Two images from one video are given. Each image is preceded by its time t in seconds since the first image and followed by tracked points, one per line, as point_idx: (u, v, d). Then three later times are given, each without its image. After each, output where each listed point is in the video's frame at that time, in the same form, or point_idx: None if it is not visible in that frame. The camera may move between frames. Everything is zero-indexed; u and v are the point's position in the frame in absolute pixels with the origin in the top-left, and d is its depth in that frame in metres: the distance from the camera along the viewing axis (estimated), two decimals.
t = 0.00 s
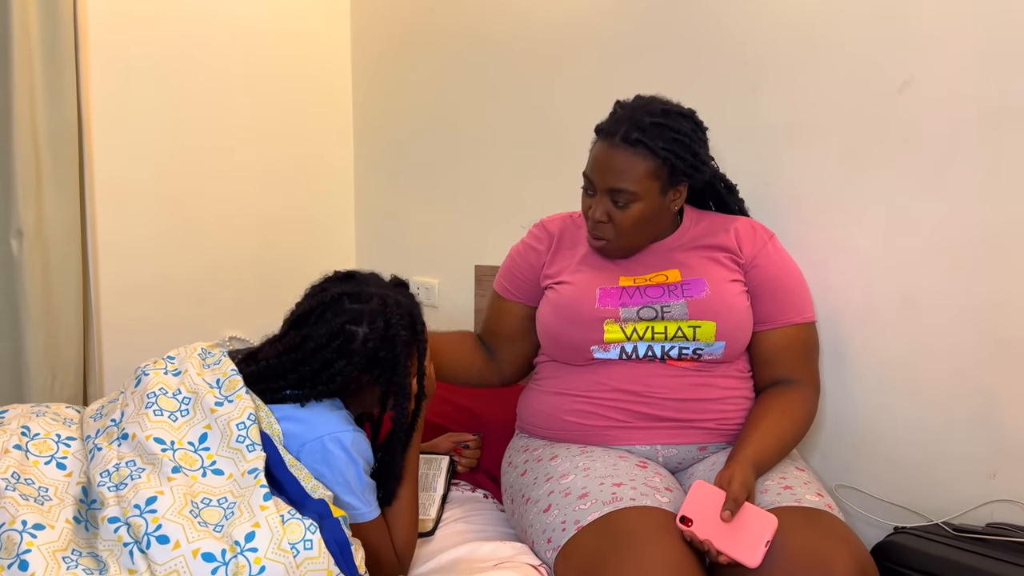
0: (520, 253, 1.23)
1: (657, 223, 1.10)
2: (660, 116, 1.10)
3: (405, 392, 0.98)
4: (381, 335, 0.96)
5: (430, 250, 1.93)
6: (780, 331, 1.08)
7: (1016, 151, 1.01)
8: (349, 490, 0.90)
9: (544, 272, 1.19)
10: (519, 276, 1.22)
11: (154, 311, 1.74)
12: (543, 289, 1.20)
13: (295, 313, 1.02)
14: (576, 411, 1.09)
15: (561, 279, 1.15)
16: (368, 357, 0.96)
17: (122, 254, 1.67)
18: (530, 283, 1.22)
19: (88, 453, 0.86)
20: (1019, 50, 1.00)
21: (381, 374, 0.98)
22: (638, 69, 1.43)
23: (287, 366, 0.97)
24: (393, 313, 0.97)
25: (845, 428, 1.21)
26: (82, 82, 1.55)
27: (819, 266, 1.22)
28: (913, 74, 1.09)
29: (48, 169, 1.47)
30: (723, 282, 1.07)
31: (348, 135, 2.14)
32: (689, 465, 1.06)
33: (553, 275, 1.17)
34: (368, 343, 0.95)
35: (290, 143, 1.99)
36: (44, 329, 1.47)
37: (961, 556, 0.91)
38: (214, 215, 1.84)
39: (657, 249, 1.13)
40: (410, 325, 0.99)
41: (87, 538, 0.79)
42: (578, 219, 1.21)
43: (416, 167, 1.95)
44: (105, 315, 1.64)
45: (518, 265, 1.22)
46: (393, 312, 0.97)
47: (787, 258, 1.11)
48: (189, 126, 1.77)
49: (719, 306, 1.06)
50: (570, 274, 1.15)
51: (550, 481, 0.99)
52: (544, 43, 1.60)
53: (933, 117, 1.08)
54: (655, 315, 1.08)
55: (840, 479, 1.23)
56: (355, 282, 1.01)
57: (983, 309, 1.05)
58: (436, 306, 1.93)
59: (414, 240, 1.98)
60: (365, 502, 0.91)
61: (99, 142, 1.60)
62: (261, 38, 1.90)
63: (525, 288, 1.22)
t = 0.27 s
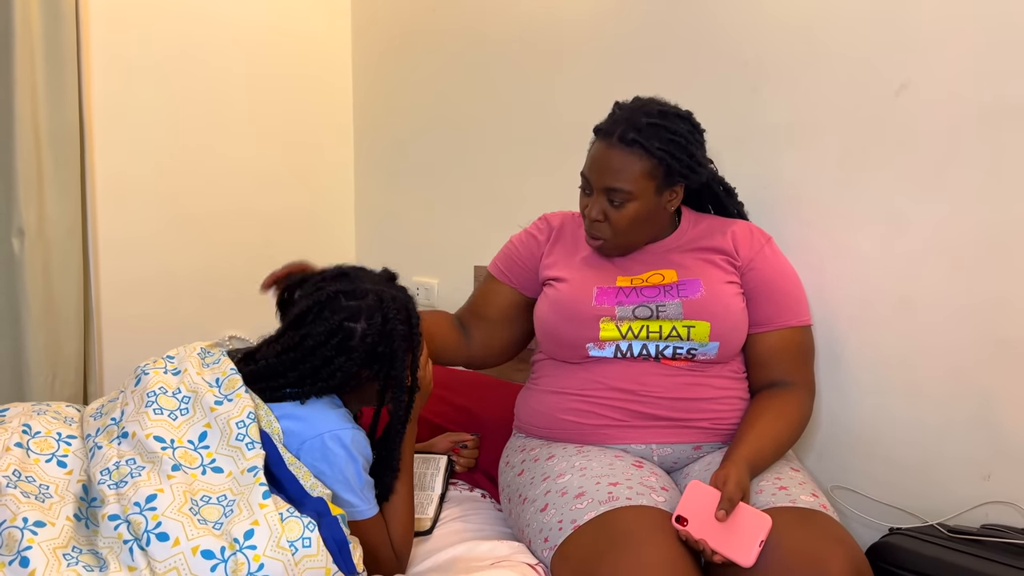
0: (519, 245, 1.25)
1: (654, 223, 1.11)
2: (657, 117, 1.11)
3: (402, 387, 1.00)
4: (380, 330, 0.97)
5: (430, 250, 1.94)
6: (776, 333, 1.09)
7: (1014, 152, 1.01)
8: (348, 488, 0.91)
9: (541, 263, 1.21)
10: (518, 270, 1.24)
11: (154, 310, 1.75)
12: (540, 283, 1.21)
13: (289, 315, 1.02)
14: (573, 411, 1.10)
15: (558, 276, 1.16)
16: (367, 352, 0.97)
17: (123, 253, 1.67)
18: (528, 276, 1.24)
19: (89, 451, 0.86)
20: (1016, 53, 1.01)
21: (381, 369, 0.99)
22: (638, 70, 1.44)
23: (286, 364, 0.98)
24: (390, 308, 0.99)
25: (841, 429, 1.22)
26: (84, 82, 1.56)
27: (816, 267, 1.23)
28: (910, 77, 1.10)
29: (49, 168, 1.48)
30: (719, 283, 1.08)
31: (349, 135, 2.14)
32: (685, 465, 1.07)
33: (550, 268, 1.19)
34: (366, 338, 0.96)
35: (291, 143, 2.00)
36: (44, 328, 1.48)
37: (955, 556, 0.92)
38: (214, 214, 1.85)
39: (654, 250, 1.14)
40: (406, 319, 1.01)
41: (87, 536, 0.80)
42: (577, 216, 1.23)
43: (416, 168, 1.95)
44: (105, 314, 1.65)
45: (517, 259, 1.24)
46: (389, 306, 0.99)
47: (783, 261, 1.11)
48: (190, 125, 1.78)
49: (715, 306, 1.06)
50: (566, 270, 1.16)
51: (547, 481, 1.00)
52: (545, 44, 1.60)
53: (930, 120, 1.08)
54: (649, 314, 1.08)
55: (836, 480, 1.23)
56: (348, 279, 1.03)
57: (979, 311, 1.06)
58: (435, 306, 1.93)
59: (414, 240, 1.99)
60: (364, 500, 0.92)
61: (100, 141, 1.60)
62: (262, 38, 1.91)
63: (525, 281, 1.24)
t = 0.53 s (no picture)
0: (522, 246, 1.26)
1: (656, 223, 1.12)
2: (660, 118, 1.11)
3: (406, 380, 1.00)
4: (382, 320, 0.99)
5: (431, 249, 1.95)
6: (776, 333, 1.09)
7: (1012, 153, 1.02)
8: (350, 484, 0.91)
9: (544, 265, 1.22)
10: (520, 269, 1.25)
11: (157, 307, 1.75)
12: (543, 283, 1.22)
13: (292, 311, 1.04)
14: (573, 408, 1.11)
15: (560, 275, 1.17)
16: (370, 343, 0.98)
17: (127, 250, 1.68)
18: (530, 276, 1.24)
19: (94, 446, 0.87)
20: (1015, 55, 1.01)
21: (384, 360, 1.00)
22: (639, 71, 1.44)
23: (291, 358, 0.99)
24: (391, 298, 1.00)
25: (840, 428, 1.22)
26: (89, 80, 1.57)
27: (816, 267, 1.23)
28: (909, 78, 1.11)
29: (54, 166, 1.49)
30: (720, 282, 1.09)
31: (351, 134, 2.15)
32: (684, 462, 1.08)
33: (552, 268, 1.19)
34: (369, 328, 0.98)
35: (293, 142, 2.01)
36: (49, 325, 1.48)
37: (953, 554, 0.92)
38: (217, 212, 1.86)
39: (657, 249, 1.14)
40: (408, 310, 1.02)
41: (93, 529, 0.81)
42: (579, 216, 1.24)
43: (418, 167, 1.96)
44: (108, 312, 1.66)
45: (520, 258, 1.25)
46: (390, 296, 1.00)
47: (784, 261, 1.12)
48: (193, 124, 1.78)
49: (715, 305, 1.07)
50: (568, 269, 1.17)
51: (547, 477, 1.00)
52: (545, 44, 1.61)
53: (930, 120, 1.09)
54: (650, 312, 1.09)
55: (835, 478, 1.24)
56: (348, 273, 1.04)
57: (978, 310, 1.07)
58: (437, 304, 1.94)
59: (415, 239, 1.99)
60: (365, 496, 0.93)
61: (105, 140, 1.61)
62: (264, 37, 1.91)
63: (526, 281, 1.25)
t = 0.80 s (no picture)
0: (522, 244, 1.27)
1: (658, 226, 1.13)
2: (663, 122, 1.11)
3: (405, 377, 1.00)
4: (382, 317, 1.00)
5: (430, 249, 1.95)
6: (774, 334, 1.10)
7: (1007, 156, 1.03)
8: (349, 481, 0.92)
9: (543, 265, 1.23)
10: (520, 267, 1.26)
11: (156, 306, 1.76)
12: (543, 283, 1.22)
13: (293, 307, 1.05)
14: (571, 407, 1.11)
15: (561, 274, 1.18)
16: (371, 339, 0.99)
17: (126, 249, 1.69)
18: (529, 274, 1.25)
19: (93, 443, 0.87)
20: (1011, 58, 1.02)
21: (385, 356, 1.01)
22: (638, 73, 1.45)
23: (292, 354, 1.00)
24: (392, 295, 1.01)
25: (836, 428, 1.23)
26: (89, 79, 1.57)
27: (813, 269, 1.24)
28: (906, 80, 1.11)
29: (54, 164, 1.49)
30: (719, 284, 1.09)
31: (351, 134, 2.16)
32: (680, 461, 1.08)
33: (552, 268, 1.20)
34: (370, 325, 0.98)
35: (293, 142, 2.01)
36: (49, 322, 1.49)
37: (947, 553, 0.93)
38: (216, 212, 1.86)
39: (657, 251, 1.15)
40: (408, 307, 1.03)
41: (92, 525, 0.81)
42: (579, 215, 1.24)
43: (418, 168, 1.97)
44: (107, 310, 1.66)
45: (520, 256, 1.26)
46: (391, 294, 1.01)
47: (782, 263, 1.13)
48: (193, 123, 1.79)
49: (713, 307, 1.08)
50: (569, 269, 1.18)
51: (545, 476, 1.01)
52: (545, 45, 1.62)
53: (927, 123, 1.10)
54: (648, 313, 1.10)
55: (831, 477, 1.25)
56: (349, 271, 1.05)
57: (973, 312, 1.07)
58: (436, 304, 1.94)
59: (414, 238, 2.00)
60: (364, 492, 0.93)
61: (104, 138, 1.62)
62: (265, 37, 1.92)
63: (524, 280, 1.26)
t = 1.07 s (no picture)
0: (520, 240, 1.28)
1: (652, 227, 1.14)
2: (658, 126, 1.12)
3: (403, 369, 1.02)
4: (380, 310, 1.01)
5: (428, 246, 1.96)
6: (768, 332, 1.11)
7: (1001, 155, 1.04)
8: (348, 474, 0.92)
9: (539, 262, 1.24)
10: (518, 263, 1.27)
11: (154, 302, 1.76)
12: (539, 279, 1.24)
13: (291, 302, 1.05)
14: (567, 402, 1.12)
15: (557, 271, 1.19)
16: (368, 333, 1.00)
17: (125, 245, 1.69)
18: (527, 270, 1.27)
19: (93, 436, 0.88)
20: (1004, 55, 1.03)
21: (384, 349, 1.02)
22: (636, 71, 1.46)
23: (290, 348, 1.00)
24: (388, 289, 1.02)
25: (831, 424, 1.24)
26: (88, 76, 1.57)
27: (809, 267, 1.25)
28: (901, 78, 1.12)
29: (53, 160, 1.50)
30: (713, 282, 1.10)
31: (350, 132, 2.16)
32: (676, 457, 1.09)
33: (549, 265, 1.21)
34: (368, 318, 0.99)
35: (292, 139, 2.02)
36: (47, 318, 1.49)
37: (940, 548, 0.94)
38: (215, 209, 1.87)
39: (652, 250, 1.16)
40: (404, 300, 1.04)
41: (91, 518, 0.81)
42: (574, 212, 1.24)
43: (416, 165, 1.97)
44: (106, 306, 1.67)
45: (517, 251, 1.28)
46: (388, 288, 1.02)
47: (778, 261, 1.13)
48: (193, 120, 1.79)
49: (706, 305, 1.08)
50: (565, 266, 1.19)
51: (541, 471, 1.01)
52: (543, 43, 1.62)
53: (922, 122, 1.11)
54: (641, 311, 1.11)
55: (825, 474, 1.25)
56: (346, 266, 1.05)
57: (967, 310, 1.08)
58: (433, 301, 1.95)
59: (412, 236, 2.00)
60: (362, 486, 0.93)
61: (103, 135, 1.62)
62: (264, 34, 1.93)
63: (522, 276, 1.28)
